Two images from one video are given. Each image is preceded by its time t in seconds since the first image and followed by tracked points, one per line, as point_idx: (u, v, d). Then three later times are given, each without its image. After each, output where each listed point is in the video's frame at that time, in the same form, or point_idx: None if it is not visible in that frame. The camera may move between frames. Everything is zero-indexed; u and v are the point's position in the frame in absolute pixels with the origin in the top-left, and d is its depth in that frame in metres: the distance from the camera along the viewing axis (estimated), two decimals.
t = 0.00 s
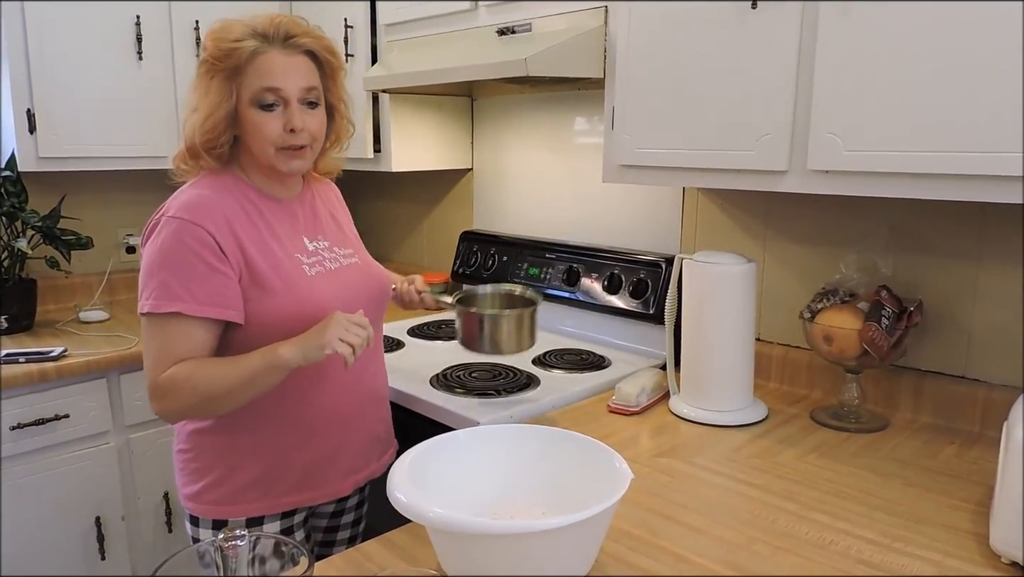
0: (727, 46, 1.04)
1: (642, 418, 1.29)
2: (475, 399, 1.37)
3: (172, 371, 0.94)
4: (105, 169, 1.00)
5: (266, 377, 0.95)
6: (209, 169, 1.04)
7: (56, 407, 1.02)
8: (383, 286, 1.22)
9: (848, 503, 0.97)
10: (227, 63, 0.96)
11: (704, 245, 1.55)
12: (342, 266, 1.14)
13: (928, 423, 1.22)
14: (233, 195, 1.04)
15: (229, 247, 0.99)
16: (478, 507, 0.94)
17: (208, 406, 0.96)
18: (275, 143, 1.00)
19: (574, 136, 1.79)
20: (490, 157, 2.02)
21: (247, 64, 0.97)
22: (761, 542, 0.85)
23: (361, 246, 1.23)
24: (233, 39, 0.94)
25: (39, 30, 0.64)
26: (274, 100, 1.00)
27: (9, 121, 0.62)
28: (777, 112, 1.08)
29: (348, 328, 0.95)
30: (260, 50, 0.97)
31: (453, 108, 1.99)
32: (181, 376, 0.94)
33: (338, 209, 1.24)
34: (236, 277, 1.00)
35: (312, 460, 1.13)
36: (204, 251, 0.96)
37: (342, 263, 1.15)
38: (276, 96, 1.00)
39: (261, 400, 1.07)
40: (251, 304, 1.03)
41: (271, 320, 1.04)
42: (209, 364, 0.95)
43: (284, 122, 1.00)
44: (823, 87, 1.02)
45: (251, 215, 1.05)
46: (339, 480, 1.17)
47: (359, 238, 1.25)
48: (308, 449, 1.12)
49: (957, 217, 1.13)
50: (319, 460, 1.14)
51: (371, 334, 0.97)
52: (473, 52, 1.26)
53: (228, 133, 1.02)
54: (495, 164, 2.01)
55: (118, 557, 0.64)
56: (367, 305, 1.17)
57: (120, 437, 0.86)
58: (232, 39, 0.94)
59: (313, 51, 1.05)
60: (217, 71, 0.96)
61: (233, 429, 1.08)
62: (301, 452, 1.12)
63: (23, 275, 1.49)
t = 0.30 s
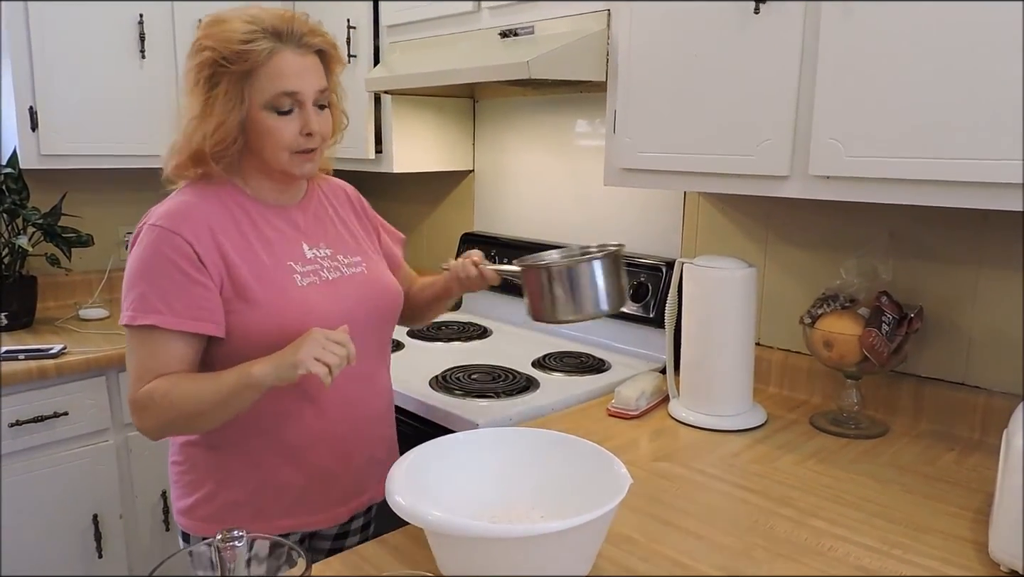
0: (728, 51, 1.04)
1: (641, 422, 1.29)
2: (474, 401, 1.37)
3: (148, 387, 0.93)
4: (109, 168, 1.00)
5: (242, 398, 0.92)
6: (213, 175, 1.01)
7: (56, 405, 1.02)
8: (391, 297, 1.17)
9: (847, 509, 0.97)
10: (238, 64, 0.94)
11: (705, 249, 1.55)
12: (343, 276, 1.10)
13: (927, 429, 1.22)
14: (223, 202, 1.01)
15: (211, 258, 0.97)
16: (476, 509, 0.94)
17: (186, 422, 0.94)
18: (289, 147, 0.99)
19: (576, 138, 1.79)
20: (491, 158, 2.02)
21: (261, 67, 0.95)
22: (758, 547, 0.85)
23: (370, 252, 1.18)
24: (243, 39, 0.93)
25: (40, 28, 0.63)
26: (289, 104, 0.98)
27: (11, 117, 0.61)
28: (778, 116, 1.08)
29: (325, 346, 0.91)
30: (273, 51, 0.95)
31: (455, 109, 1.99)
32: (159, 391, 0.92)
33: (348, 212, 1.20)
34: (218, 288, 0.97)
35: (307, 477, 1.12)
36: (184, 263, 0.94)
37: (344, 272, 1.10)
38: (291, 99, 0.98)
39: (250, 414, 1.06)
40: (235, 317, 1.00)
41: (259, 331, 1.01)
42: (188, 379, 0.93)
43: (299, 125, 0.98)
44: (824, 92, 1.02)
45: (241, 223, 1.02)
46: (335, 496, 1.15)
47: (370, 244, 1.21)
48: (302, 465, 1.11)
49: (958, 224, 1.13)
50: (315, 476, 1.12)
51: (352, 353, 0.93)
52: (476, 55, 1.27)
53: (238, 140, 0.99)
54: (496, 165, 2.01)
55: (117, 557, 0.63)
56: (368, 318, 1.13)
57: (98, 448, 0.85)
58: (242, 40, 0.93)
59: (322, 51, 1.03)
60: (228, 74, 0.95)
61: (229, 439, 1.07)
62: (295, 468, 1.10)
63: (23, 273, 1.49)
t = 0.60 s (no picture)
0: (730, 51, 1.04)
1: (642, 422, 1.29)
2: (475, 401, 1.37)
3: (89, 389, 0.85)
4: (111, 167, 1.00)
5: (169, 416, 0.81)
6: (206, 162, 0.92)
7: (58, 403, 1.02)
8: (395, 317, 1.04)
9: (848, 510, 0.97)
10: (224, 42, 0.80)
11: (706, 250, 1.56)
12: (333, 290, 0.98)
13: (928, 430, 1.22)
14: (206, 198, 0.93)
15: (173, 257, 0.88)
16: (477, 509, 0.94)
17: (119, 437, 0.84)
18: (282, 136, 0.87)
19: (577, 139, 1.80)
20: (492, 158, 2.02)
21: (249, 44, 0.81)
22: (759, 547, 0.85)
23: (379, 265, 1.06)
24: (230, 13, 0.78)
25: (45, 29, 0.65)
26: (281, 88, 0.84)
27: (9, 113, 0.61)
28: (778, 118, 1.08)
29: (249, 380, 0.72)
30: (263, 28, 0.80)
31: (456, 110, 1.99)
32: (98, 396, 0.84)
33: (364, 217, 1.09)
34: (179, 289, 0.89)
35: (279, 510, 0.99)
36: (139, 260, 0.86)
37: (336, 285, 0.98)
38: (285, 83, 0.84)
39: (221, 439, 0.94)
40: (197, 325, 0.91)
41: (229, 341, 0.91)
42: (129, 387, 0.85)
43: (292, 112, 0.85)
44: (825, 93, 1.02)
45: (220, 223, 0.93)
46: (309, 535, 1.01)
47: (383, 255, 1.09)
48: (274, 497, 0.98)
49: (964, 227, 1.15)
50: (289, 510, 0.99)
51: (283, 391, 0.74)
52: (479, 56, 1.28)
53: (226, 122, 0.88)
54: (498, 166, 2.01)
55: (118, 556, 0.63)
56: (360, 337, 1.00)
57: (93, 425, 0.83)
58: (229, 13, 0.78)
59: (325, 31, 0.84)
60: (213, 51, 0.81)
61: (197, 457, 0.95)
62: (265, 499, 0.98)
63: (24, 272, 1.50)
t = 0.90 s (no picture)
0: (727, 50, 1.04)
1: (642, 421, 1.29)
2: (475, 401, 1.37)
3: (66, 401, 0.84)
4: (109, 171, 1.00)
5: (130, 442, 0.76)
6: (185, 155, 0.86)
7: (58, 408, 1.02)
8: (388, 334, 0.98)
9: (848, 507, 0.97)
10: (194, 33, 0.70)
11: (704, 249, 1.56)
12: (317, 305, 0.92)
13: (927, 427, 1.23)
14: (187, 204, 0.89)
15: (146, 270, 0.85)
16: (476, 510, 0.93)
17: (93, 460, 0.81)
18: (255, 131, 0.78)
19: (575, 139, 1.80)
20: (490, 159, 2.02)
21: (219, 34, 0.70)
22: (760, 544, 0.85)
23: (375, 275, 0.99)
24: None
25: (43, 30, 0.63)
26: (255, 81, 0.74)
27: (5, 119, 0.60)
28: (777, 116, 1.09)
29: (198, 409, 0.67)
30: (235, 16, 0.69)
31: (453, 111, 1.99)
32: (74, 413, 0.82)
33: (366, 222, 1.02)
34: (153, 302, 0.86)
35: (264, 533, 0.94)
36: (110, 272, 0.83)
37: (321, 300, 0.92)
38: (258, 74, 0.73)
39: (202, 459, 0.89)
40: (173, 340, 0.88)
41: (205, 357, 0.87)
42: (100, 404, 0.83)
43: (265, 107, 0.75)
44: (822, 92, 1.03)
45: (199, 232, 0.89)
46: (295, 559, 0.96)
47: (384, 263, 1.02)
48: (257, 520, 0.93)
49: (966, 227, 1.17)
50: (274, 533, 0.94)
51: (238, 421, 0.68)
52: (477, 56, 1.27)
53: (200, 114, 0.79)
54: (495, 166, 2.02)
55: (119, 560, 0.63)
56: (346, 354, 0.94)
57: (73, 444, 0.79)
58: None
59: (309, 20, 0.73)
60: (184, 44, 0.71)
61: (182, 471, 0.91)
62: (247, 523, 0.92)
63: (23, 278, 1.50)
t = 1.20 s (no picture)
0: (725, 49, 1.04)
1: (642, 419, 1.29)
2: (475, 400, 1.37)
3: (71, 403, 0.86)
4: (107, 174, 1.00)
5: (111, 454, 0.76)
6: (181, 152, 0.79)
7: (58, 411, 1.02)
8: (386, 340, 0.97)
9: (848, 503, 0.97)
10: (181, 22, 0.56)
11: (703, 245, 1.57)
12: (313, 312, 0.91)
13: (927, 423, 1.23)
14: (187, 209, 0.90)
15: (143, 276, 0.86)
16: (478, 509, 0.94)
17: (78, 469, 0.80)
18: (239, 124, 0.66)
19: (573, 138, 1.80)
20: (488, 159, 2.02)
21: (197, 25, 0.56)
22: (760, 541, 0.85)
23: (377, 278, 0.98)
24: None
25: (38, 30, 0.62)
26: (235, 68, 0.60)
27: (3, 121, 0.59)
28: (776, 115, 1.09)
29: (171, 425, 0.68)
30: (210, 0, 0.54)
31: (451, 111, 1.99)
32: (71, 417, 0.83)
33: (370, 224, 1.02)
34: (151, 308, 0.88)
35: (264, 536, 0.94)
36: (107, 278, 0.85)
37: (318, 306, 0.92)
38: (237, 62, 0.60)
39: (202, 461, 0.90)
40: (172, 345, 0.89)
41: (200, 364, 0.87)
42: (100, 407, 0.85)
43: (246, 100, 0.62)
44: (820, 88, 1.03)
45: (198, 236, 0.89)
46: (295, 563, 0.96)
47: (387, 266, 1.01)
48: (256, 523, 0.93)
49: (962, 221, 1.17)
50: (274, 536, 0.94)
51: (210, 439, 0.68)
52: (473, 55, 1.27)
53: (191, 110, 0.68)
54: (494, 166, 2.01)
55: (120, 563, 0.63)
56: (342, 361, 0.93)
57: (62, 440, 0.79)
58: None
59: None
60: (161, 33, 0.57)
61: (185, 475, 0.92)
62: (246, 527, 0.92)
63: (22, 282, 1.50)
